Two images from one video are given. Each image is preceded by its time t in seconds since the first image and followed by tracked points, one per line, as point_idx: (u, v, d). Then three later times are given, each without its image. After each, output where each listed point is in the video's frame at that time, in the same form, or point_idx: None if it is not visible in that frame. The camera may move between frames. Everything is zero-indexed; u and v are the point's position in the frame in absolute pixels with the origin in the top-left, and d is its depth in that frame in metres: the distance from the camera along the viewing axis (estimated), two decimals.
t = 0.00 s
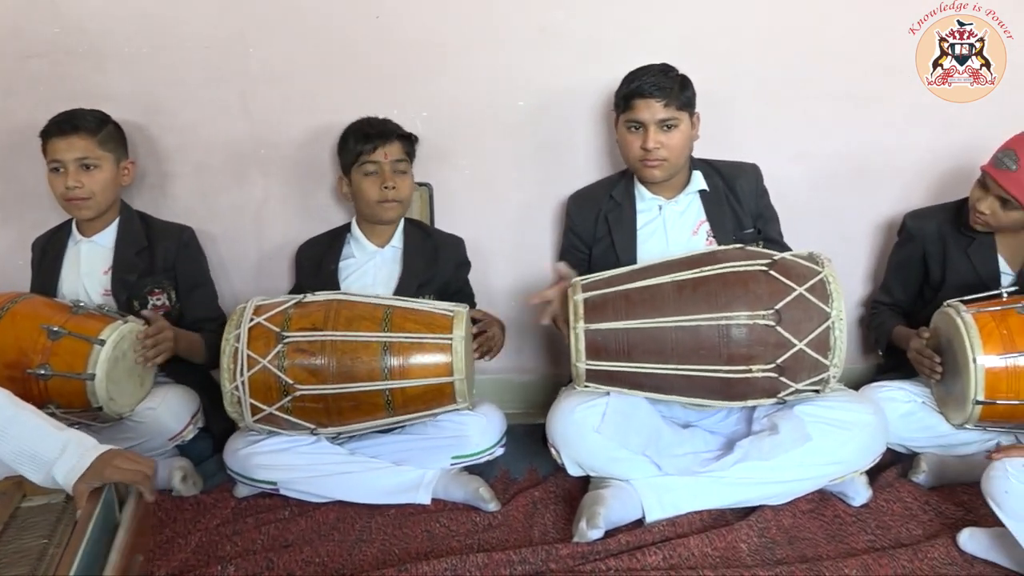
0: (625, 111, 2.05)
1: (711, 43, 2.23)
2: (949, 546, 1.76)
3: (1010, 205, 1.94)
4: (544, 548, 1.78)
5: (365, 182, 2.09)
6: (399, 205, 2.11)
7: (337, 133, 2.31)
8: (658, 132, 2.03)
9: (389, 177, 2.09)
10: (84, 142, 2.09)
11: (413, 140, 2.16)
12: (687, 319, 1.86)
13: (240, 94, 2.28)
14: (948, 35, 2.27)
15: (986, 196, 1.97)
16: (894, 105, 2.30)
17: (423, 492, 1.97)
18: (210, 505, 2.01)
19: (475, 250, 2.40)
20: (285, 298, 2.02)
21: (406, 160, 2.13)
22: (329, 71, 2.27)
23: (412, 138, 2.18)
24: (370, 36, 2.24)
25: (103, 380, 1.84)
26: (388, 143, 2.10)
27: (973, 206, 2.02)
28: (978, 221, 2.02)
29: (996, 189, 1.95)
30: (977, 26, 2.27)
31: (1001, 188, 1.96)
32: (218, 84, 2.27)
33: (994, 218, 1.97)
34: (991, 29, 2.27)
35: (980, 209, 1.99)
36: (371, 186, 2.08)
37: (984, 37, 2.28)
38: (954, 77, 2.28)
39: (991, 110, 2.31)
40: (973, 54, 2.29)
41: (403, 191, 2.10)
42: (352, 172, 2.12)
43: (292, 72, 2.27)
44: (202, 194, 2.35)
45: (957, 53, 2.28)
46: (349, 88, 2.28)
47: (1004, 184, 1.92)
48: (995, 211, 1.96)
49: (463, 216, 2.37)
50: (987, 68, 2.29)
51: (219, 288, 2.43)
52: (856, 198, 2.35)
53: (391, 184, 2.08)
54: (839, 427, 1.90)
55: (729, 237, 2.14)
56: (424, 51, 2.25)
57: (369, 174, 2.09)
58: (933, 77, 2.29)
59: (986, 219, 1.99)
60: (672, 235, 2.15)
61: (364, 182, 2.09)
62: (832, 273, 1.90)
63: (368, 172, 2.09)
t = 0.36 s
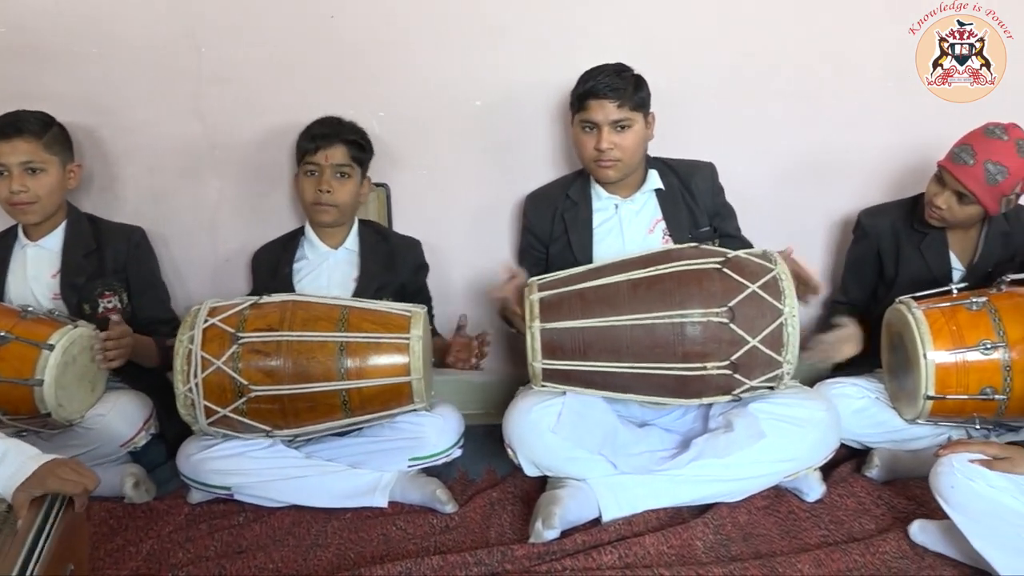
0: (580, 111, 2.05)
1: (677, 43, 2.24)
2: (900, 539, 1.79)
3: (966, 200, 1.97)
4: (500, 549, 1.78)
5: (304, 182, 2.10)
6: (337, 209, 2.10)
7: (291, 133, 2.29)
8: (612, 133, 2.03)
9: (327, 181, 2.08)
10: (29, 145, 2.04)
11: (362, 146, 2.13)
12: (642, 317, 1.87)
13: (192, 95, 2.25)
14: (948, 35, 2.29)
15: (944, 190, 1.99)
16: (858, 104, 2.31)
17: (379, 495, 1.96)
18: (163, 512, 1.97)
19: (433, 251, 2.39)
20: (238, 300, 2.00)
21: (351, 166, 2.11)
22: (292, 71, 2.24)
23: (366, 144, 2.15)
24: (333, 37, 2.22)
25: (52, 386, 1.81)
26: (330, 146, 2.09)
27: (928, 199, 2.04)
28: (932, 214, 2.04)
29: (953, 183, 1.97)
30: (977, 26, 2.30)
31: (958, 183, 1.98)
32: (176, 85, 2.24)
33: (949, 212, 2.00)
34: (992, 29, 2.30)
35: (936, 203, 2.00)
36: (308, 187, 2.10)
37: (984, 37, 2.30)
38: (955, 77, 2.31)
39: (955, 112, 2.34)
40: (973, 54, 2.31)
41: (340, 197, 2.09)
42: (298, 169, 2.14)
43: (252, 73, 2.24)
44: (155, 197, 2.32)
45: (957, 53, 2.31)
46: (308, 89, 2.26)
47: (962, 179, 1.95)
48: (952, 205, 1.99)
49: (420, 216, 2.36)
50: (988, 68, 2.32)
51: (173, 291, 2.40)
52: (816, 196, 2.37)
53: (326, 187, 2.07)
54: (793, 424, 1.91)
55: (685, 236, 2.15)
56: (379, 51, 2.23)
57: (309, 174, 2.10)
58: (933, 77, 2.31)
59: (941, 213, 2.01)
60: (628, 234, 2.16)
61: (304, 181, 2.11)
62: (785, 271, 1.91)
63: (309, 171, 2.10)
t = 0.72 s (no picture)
0: (534, 104, 2.05)
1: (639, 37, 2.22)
2: (847, 529, 1.81)
3: (916, 195, 1.99)
4: (450, 544, 1.77)
5: (268, 180, 2.06)
6: (304, 203, 2.08)
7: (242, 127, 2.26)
8: (565, 125, 2.03)
9: (292, 175, 2.06)
10: None
11: (319, 135, 2.12)
12: (591, 308, 1.87)
13: (139, 88, 2.21)
14: (948, 35, 2.29)
15: (894, 186, 2.01)
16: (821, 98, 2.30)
17: (331, 491, 1.95)
18: (108, 512, 1.94)
19: (387, 246, 2.37)
20: (186, 295, 1.96)
21: (312, 157, 2.09)
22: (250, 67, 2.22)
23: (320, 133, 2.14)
24: (291, 32, 2.20)
25: None
26: (291, 140, 2.06)
27: (880, 195, 2.05)
28: (884, 210, 2.05)
29: (903, 179, 1.99)
30: (978, 26, 2.29)
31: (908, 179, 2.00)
32: (127, 79, 2.20)
33: (900, 207, 2.02)
34: (992, 29, 2.29)
35: (887, 199, 2.02)
36: (274, 184, 2.05)
37: (984, 37, 2.30)
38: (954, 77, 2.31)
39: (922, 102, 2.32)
40: (973, 54, 2.31)
41: (307, 189, 2.07)
42: (255, 168, 2.08)
43: (208, 68, 2.21)
44: (102, 191, 2.28)
45: (957, 53, 2.30)
46: (260, 82, 2.23)
47: (912, 176, 1.96)
48: (902, 201, 2.01)
49: (374, 211, 2.34)
50: (987, 68, 2.31)
51: (123, 286, 2.36)
52: (772, 189, 2.36)
53: (293, 183, 2.04)
54: (741, 416, 1.92)
55: (638, 229, 2.15)
56: (330, 43, 2.21)
57: (271, 171, 2.06)
58: (933, 77, 2.31)
59: (893, 208, 2.03)
60: (582, 227, 2.15)
61: (267, 178, 2.06)
62: (731, 261, 1.92)
63: (270, 168, 2.06)
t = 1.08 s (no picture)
0: (488, 97, 2.03)
1: (601, 32, 2.21)
2: (800, 520, 1.82)
3: (866, 196, 2.01)
4: (404, 542, 1.76)
5: (196, 172, 2.05)
6: (228, 204, 2.04)
7: (190, 123, 2.22)
8: (520, 120, 2.01)
9: (217, 173, 2.02)
10: None
11: (258, 138, 2.06)
12: (546, 302, 1.86)
13: (83, 82, 2.16)
14: (948, 34, 2.32)
15: (846, 186, 2.02)
16: (781, 93, 2.31)
17: (283, 492, 1.92)
18: (54, 518, 1.90)
19: (341, 243, 2.34)
20: (131, 295, 1.92)
21: (246, 159, 2.05)
22: (207, 63, 2.18)
23: (265, 138, 2.09)
24: (249, 27, 2.16)
25: None
26: (223, 138, 2.02)
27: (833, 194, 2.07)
28: (836, 209, 2.07)
29: (854, 181, 2.00)
30: (978, 26, 2.32)
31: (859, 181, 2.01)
32: (73, 73, 2.15)
33: (852, 207, 2.04)
34: (991, 29, 2.32)
35: (839, 200, 2.04)
36: (199, 177, 2.04)
37: (984, 37, 2.33)
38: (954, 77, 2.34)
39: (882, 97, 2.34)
40: (973, 54, 2.34)
41: (229, 191, 2.03)
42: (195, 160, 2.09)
43: (158, 62, 2.16)
44: (47, 188, 2.23)
45: (957, 53, 2.33)
46: (208, 77, 2.19)
47: (862, 180, 1.98)
48: (853, 202, 2.03)
49: (327, 207, 2.31)
50: (987, 68, 2.34)
51: (70, 285, 2.31)
52: (729, 182, 2.37)
53: (214, 180, 2.01)
54: (696, 409, 1.93)
55: (593, 223, 2.15)
56: (281, 37, 2.17)
57: (201, 164, 2.05)
58: (933, 77, 2.34)
59: (844, 208, 2.05)
60: (538, 222, 2.15)
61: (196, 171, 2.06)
62: (686, 253, 1.93)
63: (202, 162, 2.05)
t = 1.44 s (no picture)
0: (446, 91, 2.01)
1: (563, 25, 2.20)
2: (754, 511, 1.83)
3: (816, 188, 2.03)
4: (358, 541, 1.73)
5: (155, 173, 1.99)
6: (197, 196, 2.01)
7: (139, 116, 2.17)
8: (480, 113, 2.00)
9: (180, 168, 1.98)
10: None
11: (211, 125, 2.04)
12: (501, 299, 1.85)
13: (28, 74, 2.11)
14: (949, 34, 2.36)
15: (796, 178, 2.04)
16: (742, 87, 2.32)
17: (235, 491, 1.89)
18: None
19: (295, 239, 2.31)
20: (77, 292, 1.88)
21: (203, 148, 2.02)
22: (160, 56, 2.13)
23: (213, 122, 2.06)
24: (204, 19, 2.12)
25: None
26: (177, 130, 1.99)
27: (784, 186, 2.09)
28: (787, 201, 2.09)
29: (804, 173, 2.02)
30: (978, 26, 2.36)
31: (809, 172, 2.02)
32: (16, 65, 2.10)
33: (802, 199, 2.05)
34: (992, 28, 2.36)
35: (790, 192, 2.05)
36: (161, 177, 1.98)
37: (984, 37, 2.36)
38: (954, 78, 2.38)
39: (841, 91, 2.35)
40: (972, 54, 2.38)
41: (197, 182, 2.00)
42: (143, 161, 2.01)
43: (106, 55, 2.12)
44: None
45: (957, 53, 2.37)
46: (158, 70, 2.14)
47: (811, 171, 1.99)
48: (804, 193, 2.04)
49: (281, 203, 2.28)
50: (987, 68, 2.38)
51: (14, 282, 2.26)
52: (686, 177, 2.38)
53: (181, 175, 1.98)
54: (652, 402, 1.93)
55: (550, 219, 2.14)
56: (234, 30, 2.14)
57: (158, 164, 1.99)
58: (933, 77, 2.38)
59: (795, 200, 2.07)
60: (493, 217, 2.13)
61: (154, 172, 1.99)
62: (641, 250, 1.92)
63: (158, 161, 1.99)
